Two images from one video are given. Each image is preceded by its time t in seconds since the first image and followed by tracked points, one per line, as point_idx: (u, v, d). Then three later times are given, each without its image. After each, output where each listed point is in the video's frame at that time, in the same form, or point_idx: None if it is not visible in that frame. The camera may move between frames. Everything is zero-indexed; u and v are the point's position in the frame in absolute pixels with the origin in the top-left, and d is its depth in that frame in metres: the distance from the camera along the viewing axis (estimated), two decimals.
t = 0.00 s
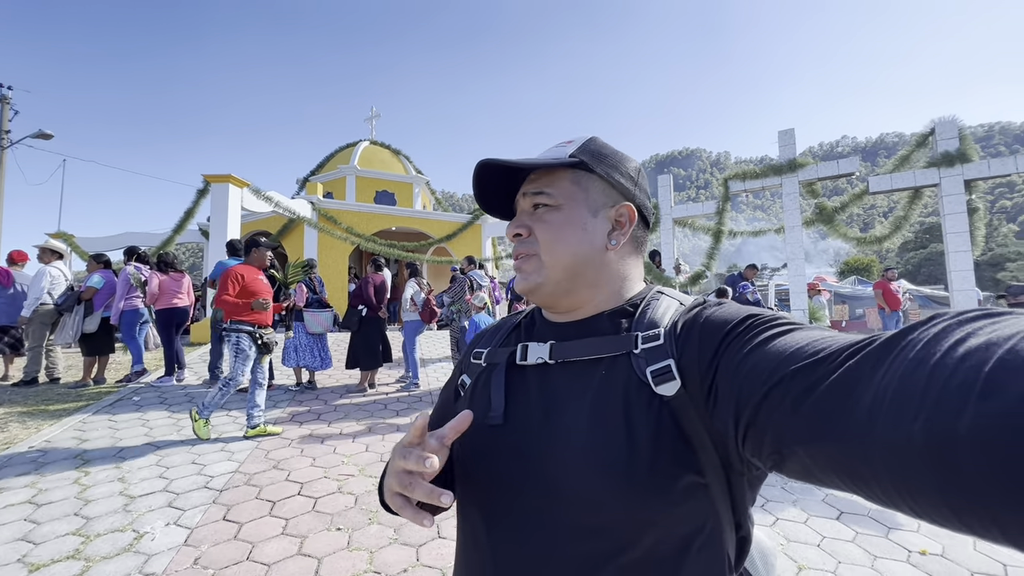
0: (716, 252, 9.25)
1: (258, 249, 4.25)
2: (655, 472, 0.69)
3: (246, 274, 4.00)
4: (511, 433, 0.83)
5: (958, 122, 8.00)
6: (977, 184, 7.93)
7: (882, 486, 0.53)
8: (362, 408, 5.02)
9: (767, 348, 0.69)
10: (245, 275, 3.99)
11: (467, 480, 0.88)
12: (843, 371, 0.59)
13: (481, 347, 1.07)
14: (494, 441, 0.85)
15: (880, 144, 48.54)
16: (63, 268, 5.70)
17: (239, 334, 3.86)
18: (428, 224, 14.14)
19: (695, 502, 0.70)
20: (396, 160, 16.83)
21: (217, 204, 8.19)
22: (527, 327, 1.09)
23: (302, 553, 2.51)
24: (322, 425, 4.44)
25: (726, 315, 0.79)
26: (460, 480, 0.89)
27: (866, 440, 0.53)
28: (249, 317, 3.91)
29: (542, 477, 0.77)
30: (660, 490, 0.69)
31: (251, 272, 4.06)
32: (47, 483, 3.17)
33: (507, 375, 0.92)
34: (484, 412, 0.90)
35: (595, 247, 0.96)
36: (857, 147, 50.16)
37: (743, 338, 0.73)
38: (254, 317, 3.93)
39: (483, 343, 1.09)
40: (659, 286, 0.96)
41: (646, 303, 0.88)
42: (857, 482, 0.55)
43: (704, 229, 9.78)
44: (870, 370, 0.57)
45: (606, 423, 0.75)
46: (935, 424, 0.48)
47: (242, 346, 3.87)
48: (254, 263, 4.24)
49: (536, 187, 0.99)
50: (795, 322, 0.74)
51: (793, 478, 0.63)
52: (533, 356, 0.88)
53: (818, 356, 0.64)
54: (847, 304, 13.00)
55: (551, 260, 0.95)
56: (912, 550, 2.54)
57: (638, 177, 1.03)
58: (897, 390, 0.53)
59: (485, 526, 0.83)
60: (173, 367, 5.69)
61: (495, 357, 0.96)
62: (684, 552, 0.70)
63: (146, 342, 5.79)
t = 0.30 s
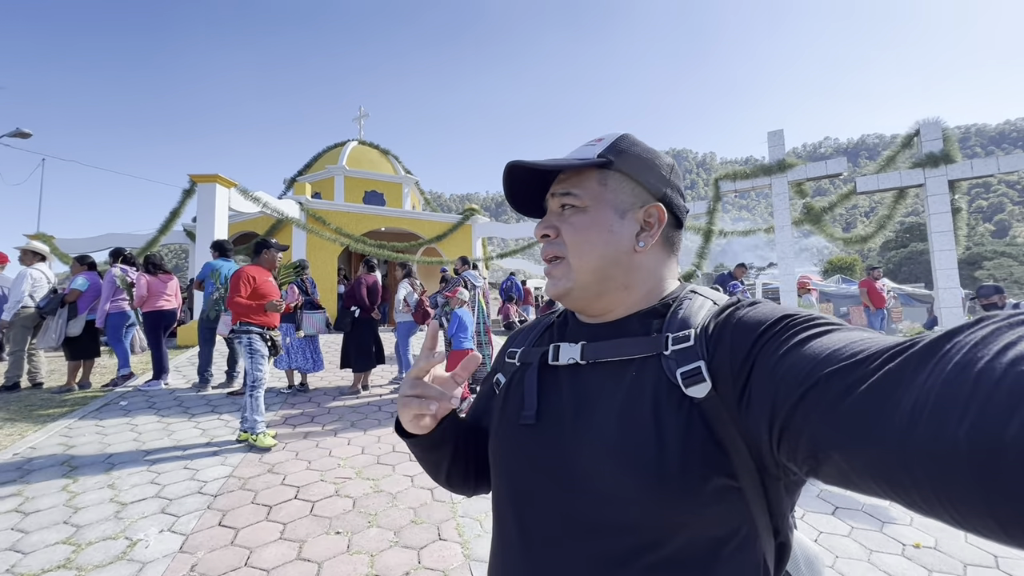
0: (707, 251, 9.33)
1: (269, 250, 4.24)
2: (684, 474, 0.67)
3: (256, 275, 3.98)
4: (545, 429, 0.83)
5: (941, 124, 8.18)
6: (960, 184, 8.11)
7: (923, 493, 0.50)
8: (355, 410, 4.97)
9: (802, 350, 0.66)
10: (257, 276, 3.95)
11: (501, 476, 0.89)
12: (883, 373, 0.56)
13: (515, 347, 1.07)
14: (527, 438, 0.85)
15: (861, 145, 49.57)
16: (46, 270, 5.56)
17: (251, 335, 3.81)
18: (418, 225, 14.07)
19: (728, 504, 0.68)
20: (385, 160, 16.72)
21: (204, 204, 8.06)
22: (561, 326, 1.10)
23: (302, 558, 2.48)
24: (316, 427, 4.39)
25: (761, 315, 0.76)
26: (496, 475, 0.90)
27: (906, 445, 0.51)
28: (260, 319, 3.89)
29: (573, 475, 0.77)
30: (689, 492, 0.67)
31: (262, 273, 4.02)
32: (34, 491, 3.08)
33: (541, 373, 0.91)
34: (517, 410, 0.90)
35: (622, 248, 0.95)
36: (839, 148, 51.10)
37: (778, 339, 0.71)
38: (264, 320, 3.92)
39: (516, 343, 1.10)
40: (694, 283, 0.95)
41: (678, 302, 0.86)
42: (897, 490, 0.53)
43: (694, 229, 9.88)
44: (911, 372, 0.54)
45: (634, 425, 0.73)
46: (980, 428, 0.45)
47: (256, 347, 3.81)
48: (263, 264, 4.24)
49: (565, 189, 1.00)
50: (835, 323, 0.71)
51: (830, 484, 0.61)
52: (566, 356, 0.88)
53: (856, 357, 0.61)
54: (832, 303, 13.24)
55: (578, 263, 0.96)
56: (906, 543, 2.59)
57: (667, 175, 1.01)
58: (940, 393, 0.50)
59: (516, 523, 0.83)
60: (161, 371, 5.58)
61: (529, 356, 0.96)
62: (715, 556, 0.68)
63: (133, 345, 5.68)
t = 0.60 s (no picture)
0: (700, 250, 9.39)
1: (279, 249, 4.15)
2: (713, 475, 0.65)
3: (269, 277, 3.94)
4: (575, 423, 0.82)
5: (930, 124, 8.31)
6: (948, 183, 8.25)
7: (970, 499, 0.47)
8: (350, 409, 4.93)
9: (839, 348, 0.63)
10: (270, 277, 3.94)
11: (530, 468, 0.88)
12: (926, 371, 0.53)
13: (546, 344, 1.05)
14: (556, 433, 0.84)
15: (846, 145, 50.30)
16: (31, 269, 5.43)
17: (265, 338, 3.82)
18: (410, 223, 13.99)
19: (760, 506, 0.65)
20: (376, 158, 16.60)
21: (193, 201, 7.93)
22: (589, 324, 1.08)
23: (302, 560, 2.45)
24: (311, 428, 4.35)
25: (796, 311, 0.72)
26: (526, 472, 0.90)
27: (946, 451, 0.48)
28: (274, 322, 3.90)
29: (598, 472, 0.76)
30: (717, 492, 0.64)
31: (273, 273, 4.01)
32: (22, 495, 3.01)
33: (569, 369, 0.89)
34: (547, 407, 0.88)
35: (634, 246, 0.93)
36: (826, 147, 51.78)
37: (814, 335, 0.67)
38: (278, 321, 3.93)
39: (548, 340, 1.08)
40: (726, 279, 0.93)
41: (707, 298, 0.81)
42: (941, 495, 0.50)
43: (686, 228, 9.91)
44: (958, 370, 0.51)
45: (661, 424, 0.70)
46: None
47: (271, 351, 3.82)
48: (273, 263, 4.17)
49: (581, 188, 1.01)
50: (877, 319, 0.66)
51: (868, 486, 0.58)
52: (593, 354, 0.85)
53: (897, 354, 0.57)
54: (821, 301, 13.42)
55: (590, 262, 0.96)
56: (902, 537, 2.63)
57: (690, 167, 0.97)
58: (991, 393, 0.46)
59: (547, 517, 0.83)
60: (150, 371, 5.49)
61: (557, 352, 0.93)
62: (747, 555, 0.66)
63: (122, 346, 5.57)
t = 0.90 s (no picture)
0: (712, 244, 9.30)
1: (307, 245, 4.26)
2: (707, 472, 0.65)
3: (299, 272, 4.04)
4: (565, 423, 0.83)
5: (951, 117, 8.10)
6: (969, 177, 8.06)
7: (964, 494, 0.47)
8: (362, 403, 5.00)
9: (834, 345, 0.63)
10: (299, 273, 4.05)
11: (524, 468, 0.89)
12: (921, 370, 0.53)
13: (539, 342, 1.06)
14: (547, 433, 0.84)
15: (865, 139, 49.26)
16: (53, 263, 5.57)
17: (297, 332, 3.92)
18: (421, 218, 14.05)
19: (755, 503, 0.65)
20: (388, 153, 16.68)
21: (208, 197, 8.05)
22: (583, 322, 1.09)
23: (313, 549, 2.50)
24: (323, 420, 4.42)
25: (789, 309, 0.73)
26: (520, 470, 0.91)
27: (944, 447, 0.48)
28: (306, 316, 3.99)
29: (590, 471, 0.77)
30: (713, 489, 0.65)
31: (302, 269, 4.12)
32: (45, 482, 3.11)
33: (562, 370, 0.90)
34: (541, 406, 0.89)
35: (636, 243, 0.93)
36: (844, 141, 50.76)
37: (807, 332, 0.68)
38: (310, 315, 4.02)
39: (541, 338, 1.09)
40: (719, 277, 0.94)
41: (702, 295, 0.83)
42: (934, 491, 0.50)
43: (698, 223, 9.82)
44: (954, 368, 0.51)
45: (657, 422, 0.71)
46: None
47: (301, 344, 3.91)
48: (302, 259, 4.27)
49: (581, 181, 1.00)
50: (869, 318, 0.67)
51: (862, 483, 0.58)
52: (588, 353, 0.86)
53: (891, 353, 0.58)
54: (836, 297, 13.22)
55: (590, 258, 0.95)
56: (913, 536, 2.60)
57: (690, 163, 0.98)
58: (986, 391, 0.47)
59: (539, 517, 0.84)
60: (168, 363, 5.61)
61: (551, 352, 0.94)
62: (742, 554, 0.66)
63: (139, 339, 5.70)
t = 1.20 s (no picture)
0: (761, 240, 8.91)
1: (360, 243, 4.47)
2: (674, 476, 0.67)
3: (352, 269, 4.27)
4: (533, 431, 0.84)
5: None
6: None
7: (911, 495, 0.50)
8: (400, 394, 5.17)
9: (791, 349, 0.66)
10: (353, 269, 4.29)
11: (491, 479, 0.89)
12: (869, 375, 0.56)
13: (505, 349, 1.08)
14: (515, 442, 0.85)
15: (941, 125, 45.40)
16: (126, 258, 6.08)
17: (347, 326, 4.09)
18: (464, 214, 14.27)
19: (721, 506, 0.67)
20: (432, 150, 17.02)
21: (263, 196, 8.51)
22: (545, 330, 1.08)
23: (344, 533, 2.63)
24: (363, 410, 4.61)
25: (748, 315, 0.76)
26: (488, 480, 0.91)
27: (893, 450, 0.50)
28: (357, 311, 4.15)
29: (559, 478, 0.77)
30: (682, 492, 0.66)
31: (355, 266, 4.33)
32: (114, 458, 3.44)
33: (529, 378, 0.92)
34: (507, 413, 0.91)
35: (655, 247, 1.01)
36: (917, 128, 46.97)
37: (767, 338, 0.71)
38: (362, 310, 4.18)
39: (505, 345, 1.10)
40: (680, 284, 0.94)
41: (665, 302, 0.86)
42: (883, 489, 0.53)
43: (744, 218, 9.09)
44: (899, 372, 0.54)
45: (624, 427, 0.73)
46: (964, 432, 0.45)
47: (350, 337, 4.08)
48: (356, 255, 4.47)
49: (608, 176, 1.01)
50: (820, 323, 0.71)
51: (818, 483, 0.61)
52: (554, 360, 0.89)
53: (843, 358, 0.61)
54: (901, 296, 12.33)
55: (625, 251, 0.94)
56: (967, 556, 2.42)
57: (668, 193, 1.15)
58: (928, 394, 0.50)
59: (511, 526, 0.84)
60: (225, 352, 6.02)
61: (518, 361, 0.97)
62: (710, 558, 0.68)
63: (199, 329, 6.13)
